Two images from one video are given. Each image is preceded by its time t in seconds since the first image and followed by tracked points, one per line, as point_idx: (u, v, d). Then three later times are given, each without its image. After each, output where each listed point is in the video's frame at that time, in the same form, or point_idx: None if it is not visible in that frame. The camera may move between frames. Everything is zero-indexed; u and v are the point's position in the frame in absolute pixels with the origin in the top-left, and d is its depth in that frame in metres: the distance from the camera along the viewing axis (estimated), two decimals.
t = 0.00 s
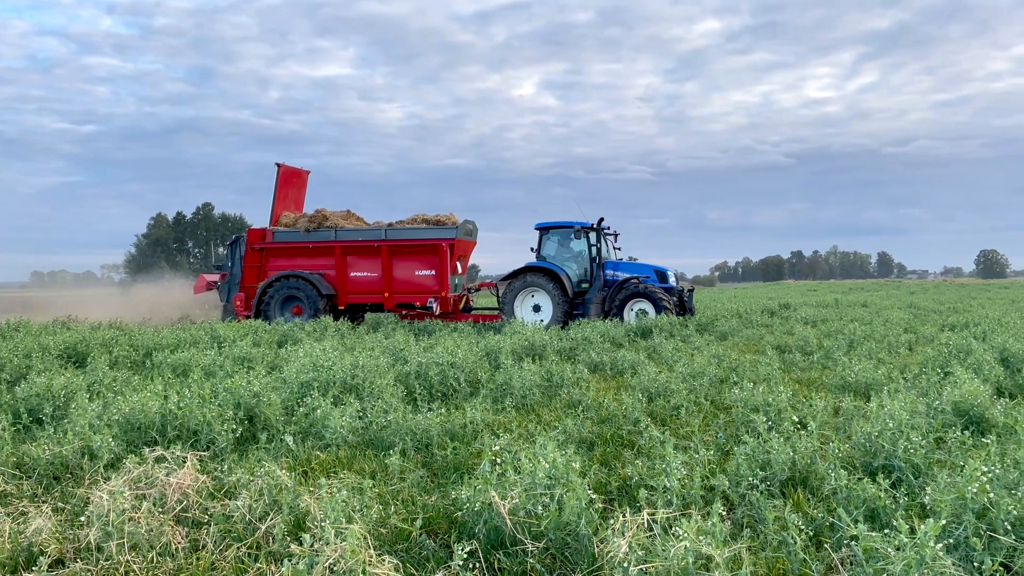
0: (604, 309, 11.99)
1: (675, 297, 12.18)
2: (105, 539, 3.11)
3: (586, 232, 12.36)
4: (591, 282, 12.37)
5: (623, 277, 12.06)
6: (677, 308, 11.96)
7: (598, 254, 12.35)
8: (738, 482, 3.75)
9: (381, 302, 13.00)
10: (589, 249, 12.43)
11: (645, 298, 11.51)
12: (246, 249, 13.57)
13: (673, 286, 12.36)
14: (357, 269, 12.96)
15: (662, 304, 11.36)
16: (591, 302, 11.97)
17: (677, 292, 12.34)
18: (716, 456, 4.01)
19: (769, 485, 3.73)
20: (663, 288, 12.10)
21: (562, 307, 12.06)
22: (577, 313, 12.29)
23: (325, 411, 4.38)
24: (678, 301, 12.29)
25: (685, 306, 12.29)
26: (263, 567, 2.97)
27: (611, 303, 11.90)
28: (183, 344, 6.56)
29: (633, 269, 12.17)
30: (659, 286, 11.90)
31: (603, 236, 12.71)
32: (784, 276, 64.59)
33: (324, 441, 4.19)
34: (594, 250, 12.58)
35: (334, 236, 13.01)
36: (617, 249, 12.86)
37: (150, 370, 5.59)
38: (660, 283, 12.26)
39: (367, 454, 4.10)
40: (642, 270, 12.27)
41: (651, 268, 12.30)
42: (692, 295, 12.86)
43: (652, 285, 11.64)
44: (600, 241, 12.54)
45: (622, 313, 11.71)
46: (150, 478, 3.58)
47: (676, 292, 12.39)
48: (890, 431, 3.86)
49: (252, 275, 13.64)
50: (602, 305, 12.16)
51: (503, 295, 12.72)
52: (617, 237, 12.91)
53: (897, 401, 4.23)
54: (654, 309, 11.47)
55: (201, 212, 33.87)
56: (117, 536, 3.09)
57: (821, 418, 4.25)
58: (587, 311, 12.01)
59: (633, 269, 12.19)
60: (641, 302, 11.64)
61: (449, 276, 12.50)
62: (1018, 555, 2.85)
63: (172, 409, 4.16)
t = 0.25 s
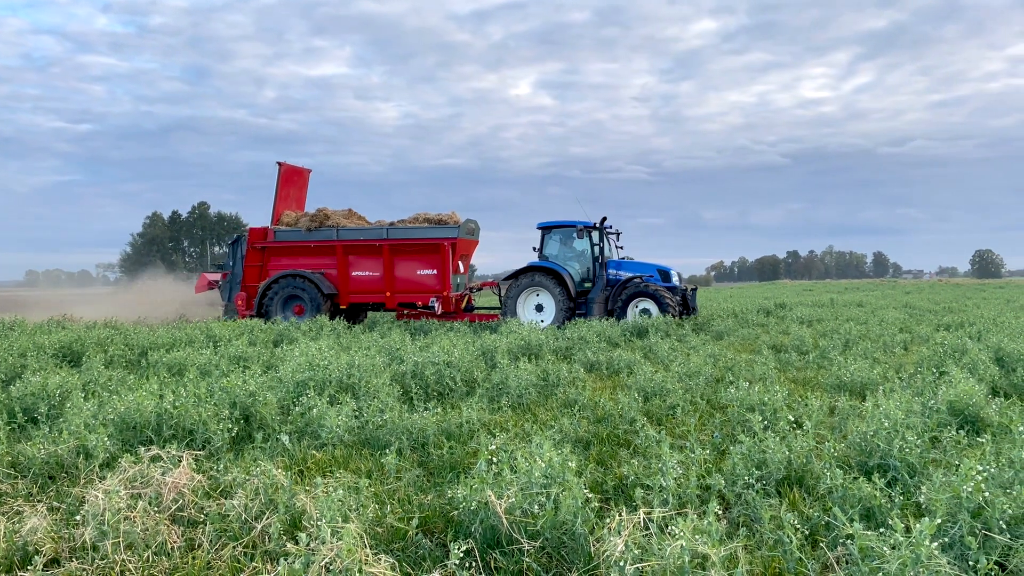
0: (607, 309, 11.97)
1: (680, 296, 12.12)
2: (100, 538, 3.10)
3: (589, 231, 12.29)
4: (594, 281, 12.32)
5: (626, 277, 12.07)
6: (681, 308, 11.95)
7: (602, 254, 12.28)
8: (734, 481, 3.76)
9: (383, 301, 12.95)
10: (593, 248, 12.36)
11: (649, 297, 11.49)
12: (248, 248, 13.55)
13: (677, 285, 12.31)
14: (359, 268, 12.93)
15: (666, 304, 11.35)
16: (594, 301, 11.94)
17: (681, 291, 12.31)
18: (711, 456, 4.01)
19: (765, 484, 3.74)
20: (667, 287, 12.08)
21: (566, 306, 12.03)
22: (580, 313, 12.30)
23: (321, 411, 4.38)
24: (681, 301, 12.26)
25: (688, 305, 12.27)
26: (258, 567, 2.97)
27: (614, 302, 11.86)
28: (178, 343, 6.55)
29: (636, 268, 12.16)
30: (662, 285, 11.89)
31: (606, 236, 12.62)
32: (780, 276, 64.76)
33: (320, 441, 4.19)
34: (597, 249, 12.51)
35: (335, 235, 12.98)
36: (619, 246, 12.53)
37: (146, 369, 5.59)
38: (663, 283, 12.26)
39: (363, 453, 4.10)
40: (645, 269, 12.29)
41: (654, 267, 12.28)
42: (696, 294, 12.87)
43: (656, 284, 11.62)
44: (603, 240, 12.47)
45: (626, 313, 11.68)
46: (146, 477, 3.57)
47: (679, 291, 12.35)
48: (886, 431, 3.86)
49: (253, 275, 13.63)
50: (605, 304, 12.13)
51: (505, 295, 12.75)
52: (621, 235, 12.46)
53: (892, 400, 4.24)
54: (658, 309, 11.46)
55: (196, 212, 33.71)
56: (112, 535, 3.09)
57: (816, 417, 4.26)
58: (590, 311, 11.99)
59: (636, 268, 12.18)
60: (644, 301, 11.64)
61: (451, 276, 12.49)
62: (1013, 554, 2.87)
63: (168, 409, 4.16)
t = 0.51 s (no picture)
0: (611, 308, 12.00)
1: (683, 296, 12.16)
2: (97, 538, 3.09)
3: (593, 231, 12.30)
4: (598, 280, 12.26)
5: (630, 276, 12.09)
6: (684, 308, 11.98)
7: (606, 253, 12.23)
8: (731, 481, 3.76)
9: (386, 301, 12.94)
10: (596, 248, 12.31)
11: (653, 297, 11.50)
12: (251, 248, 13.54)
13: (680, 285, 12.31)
14: (363, 268, 12.93)
15: (670, 304, 11.37)
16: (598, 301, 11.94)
17: (685, 291, 12.31)
18: (709, 455, 4.01)
19: (762, 484, 3.74)
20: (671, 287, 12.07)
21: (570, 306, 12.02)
22: (583, 314, 12.24)
23: (319, 410, 4.38)
24: (686, 301, 12.26)
25: (692, 306, 12.29)
26: (257, 566, 2.97)
27: (618, 302, 11.92)
28: (176, 343, 6.53)
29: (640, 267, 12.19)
30: (666, 285, 11.87)
31: (610, 235, 12.59)
32: (778, 276, 64.88)
33: (317, 441, 4.19)
34: (601, 249, 12.47)
35: (338, 235, 12.94)
36: (623, 246, 12.77)
37: (143, 369, 5.59)
38: (668, 283, 12.27)
39: (361, 453, 4.09)
40: (649, 269, 12.30)
41: (658, 266, 12.28)
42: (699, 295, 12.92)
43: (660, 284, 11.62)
44: (607, 240, 12.45)
45: (630, 312, 11.68)
46: (143, 477, 3.57)
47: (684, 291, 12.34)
48: (883, 431, 3.87)
49: (256, 275, 13.61)
50: (609, 304, 12.11)
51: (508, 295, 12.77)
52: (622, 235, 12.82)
53: (890, 400, 4.25)
54: (663, 309, 11.48)
55: (193, 211, 33.70)
56: (110, 535, 3.08)
57: (813, 417, 4.27)
58: (594, 311, 11.96)
59: (640, 267, 12.22)
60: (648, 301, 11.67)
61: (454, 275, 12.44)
62: (1009, 554, 2.88)
63: (165, 408, 4.16)
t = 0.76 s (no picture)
0: (617, 309, 11.99)
1: (690, 296, 12.14)
2: (96, 538, 3.09)
3: (599, 231, 12.27)
4: (604, 281, 12.26)
5: (637, 276, 12.04)
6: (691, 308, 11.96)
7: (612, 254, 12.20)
8: (729, 482, 3.76)
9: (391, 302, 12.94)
10: (603, 248, 12.30)
11: (661, 297, 11.46)
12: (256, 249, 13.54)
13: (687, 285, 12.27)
14: (368, 269, 12.92)
15: (677, 305, 11.33)
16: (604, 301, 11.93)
17: (692, 291, 12.26)
18: (707, 456, 4.02)
19: (760, 484, 3.75)
20: (677, 287, 12.05)
21: (575, 307, 12.04)
22: (590, 314, 12.26)
23: (317, 411, 4.38)
24: (693, 301, 12.23)
25: (700, 306, 12.24)
26: (255, 566, 2.97)
27: (625, 302, 11.89)
28: (174, 343, 6.54)
29: (646, 267, 12.13)
30: (673, 285, 11.86)
31: (616, 235, 12.56)
32: (777, 276, 64.94)
33: (315, 441, 4.20)
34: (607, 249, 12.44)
35: (344, 236, 12.94)
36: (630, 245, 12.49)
37: (141, 368, 5.59)
38: (675, 283, 12.23)
39: (359, 453, 4.10)
40: (656, 269, 12.22)
41: (665, 266, 12.22)
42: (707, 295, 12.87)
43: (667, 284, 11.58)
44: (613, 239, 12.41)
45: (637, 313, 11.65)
46: (142, 477, 3.57)
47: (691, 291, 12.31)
48: (881, 432, 3.88)
49: (261, 275, 13.61)
50: (615, 304, 12.12)
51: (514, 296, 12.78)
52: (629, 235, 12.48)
53: (887, 401, 4.25)
54: (670, 310, 11.44)
55: (191, 212, 33.67)
56: (108, 535, 3.08)
57: (811, 418, 4.28)
58: (600, 311, 11.97)
59: (647, 268, 12.14)
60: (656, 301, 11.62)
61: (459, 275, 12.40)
62: (1006, 554, 2.89)
63: (164, 408, 4.16)
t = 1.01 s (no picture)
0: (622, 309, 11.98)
1: (695, 296, 12.17)
2: (94, 538, 3.09)
3: (604, 232, 12.26)
4: (610, 281, 12.27)
5: (642, 277, 12.04)
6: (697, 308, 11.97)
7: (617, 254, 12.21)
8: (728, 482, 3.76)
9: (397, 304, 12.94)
10: (608, 249, 12.31)
11: (666, 297, 11.46)
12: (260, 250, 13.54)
13: (693, 285, 12.26)
14: (373, 270, 12.91)
15: (682, 304, 11.32)
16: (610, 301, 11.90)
17: (697, 292, 12.28)
18: (706, 456, 4.02)
19: (759, 484, 3.75)
20: (683, 287, 12.06)
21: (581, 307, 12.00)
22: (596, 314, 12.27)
23: (316, 411, 4.38)
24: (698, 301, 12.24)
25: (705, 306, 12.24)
26: (254, 566, 2.97)
27: (631, 302, 11.87)
28: (172, 343, 6.53)
29: (651, 267, 12.14)
30: (678, 285, 11.88)
31: (621, 235, 12.56)
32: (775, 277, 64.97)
33: (314, 441, 4.20)
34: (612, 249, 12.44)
35: (349, 236, 12.94)
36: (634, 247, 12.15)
37: (140, 369, 5.58)
38: (680, 282, 12.23)
39: (358, 453, 4.09)
40: (661, 269, 12.26)
41: (671, 266, 12.22)
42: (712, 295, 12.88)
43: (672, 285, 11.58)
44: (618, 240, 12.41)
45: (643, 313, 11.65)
46: (140, 477, 3.57)
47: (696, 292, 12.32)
48: (879, 432, 3.88)
49: (266, 277, 13.63)
50: (620, 305, 12.12)
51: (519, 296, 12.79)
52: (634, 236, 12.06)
53: (886, 401, 4.26)
54: (676, 310, 11.44)
55: (190, 212, 33.61)
56: (107, 535, 3.08)
57: (810, 418, 4.28)
58: (605, 312, 11.97)
59: (652, 267, 12.16)
60: (662, 301, 11.62)
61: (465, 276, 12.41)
62: (1004, 554, 2.89)
63: (162, 408, 4.16)
